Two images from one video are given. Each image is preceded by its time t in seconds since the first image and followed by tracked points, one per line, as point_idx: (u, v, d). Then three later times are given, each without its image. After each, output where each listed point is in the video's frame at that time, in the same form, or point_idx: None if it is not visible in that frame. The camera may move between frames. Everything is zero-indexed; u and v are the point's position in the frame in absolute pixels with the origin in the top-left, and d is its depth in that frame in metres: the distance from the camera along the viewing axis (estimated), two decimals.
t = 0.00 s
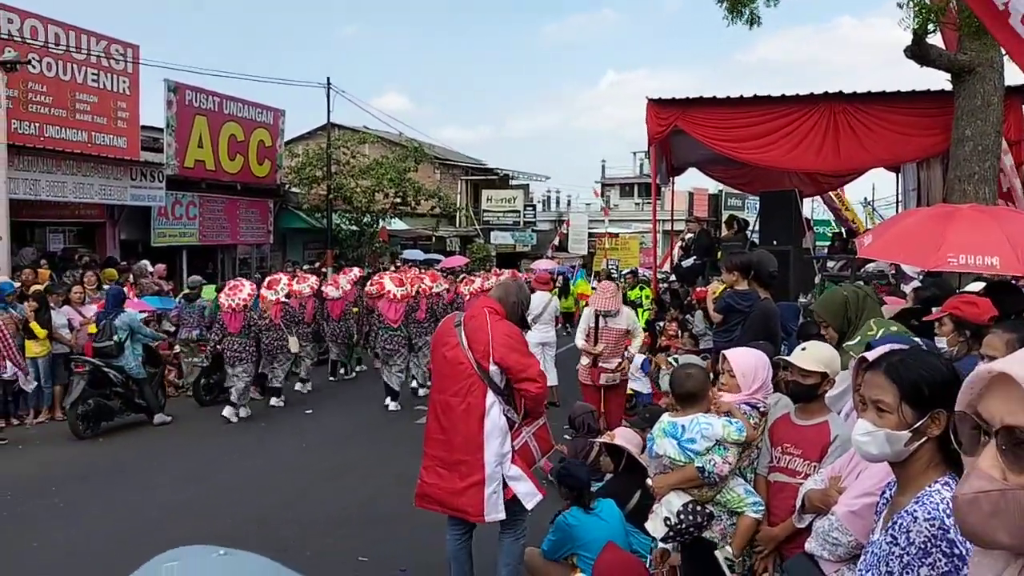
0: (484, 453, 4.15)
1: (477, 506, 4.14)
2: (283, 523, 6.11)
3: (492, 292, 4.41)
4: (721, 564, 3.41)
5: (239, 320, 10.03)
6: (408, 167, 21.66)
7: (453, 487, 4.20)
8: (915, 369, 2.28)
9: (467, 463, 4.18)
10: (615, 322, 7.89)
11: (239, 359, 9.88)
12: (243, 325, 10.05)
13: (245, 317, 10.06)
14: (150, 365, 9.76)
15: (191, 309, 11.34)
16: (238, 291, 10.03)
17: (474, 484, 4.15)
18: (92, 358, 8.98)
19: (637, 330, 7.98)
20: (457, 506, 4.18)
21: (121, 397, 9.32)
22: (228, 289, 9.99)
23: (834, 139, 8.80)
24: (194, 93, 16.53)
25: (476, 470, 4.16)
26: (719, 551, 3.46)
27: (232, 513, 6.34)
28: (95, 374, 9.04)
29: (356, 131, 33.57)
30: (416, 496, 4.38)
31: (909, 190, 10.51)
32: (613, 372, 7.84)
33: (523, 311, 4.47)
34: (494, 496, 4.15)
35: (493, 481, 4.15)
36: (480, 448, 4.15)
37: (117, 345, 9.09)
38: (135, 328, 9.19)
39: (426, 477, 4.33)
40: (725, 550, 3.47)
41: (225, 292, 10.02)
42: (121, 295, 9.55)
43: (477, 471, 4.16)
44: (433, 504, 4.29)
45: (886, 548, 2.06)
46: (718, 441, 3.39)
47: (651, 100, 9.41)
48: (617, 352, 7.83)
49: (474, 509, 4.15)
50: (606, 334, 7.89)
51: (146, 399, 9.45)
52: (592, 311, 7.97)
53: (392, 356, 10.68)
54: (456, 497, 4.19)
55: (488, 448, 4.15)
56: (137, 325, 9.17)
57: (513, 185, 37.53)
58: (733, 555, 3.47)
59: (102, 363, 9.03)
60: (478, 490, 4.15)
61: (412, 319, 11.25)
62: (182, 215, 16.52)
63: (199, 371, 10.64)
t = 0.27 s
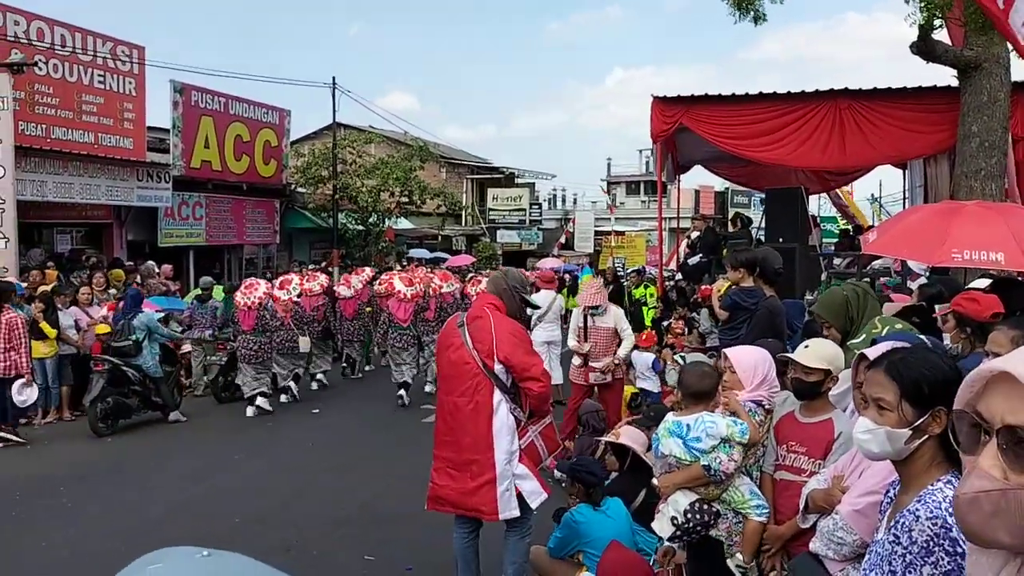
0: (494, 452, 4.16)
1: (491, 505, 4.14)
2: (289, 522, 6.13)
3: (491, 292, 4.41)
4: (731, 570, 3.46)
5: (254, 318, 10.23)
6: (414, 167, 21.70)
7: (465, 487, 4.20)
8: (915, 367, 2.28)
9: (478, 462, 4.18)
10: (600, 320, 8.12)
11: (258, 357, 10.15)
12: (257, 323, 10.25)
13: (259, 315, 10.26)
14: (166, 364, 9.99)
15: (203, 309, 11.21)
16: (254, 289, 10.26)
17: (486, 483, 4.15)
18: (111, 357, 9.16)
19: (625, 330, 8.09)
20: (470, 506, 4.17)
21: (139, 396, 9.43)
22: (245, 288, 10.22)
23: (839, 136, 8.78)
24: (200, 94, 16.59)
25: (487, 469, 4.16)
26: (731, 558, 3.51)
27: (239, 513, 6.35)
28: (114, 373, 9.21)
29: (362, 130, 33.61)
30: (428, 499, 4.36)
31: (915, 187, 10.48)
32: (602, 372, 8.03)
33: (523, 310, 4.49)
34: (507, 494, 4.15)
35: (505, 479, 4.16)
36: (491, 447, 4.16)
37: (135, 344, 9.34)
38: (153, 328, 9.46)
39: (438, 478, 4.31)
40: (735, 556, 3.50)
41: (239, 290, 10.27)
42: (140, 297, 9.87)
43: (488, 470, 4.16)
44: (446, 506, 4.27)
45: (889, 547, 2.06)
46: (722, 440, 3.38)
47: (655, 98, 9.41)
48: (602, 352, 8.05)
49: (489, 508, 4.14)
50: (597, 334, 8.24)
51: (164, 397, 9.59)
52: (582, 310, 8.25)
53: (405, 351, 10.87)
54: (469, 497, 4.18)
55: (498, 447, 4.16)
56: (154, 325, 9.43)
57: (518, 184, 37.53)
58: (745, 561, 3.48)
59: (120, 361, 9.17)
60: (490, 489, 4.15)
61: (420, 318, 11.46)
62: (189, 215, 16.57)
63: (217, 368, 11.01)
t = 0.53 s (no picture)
0: (499, 450, 4.17)
1: (498, 503, 4.15)
2: (297, 520, 6.15)
3: (493, 288, 4.38)
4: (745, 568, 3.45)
5: (273, 317, 10.37)
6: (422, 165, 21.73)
7: (474, 485, 4.21)
8: (916, 364, 2.28)
9: (485, 461, 4.19)
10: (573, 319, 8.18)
11: (276, 354, 10.30)
12: (276, 321, 10.39)
13: (278, 314, 10.39)
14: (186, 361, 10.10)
15: (219, 309, 11.31)
16: (271, 289, 10.44)
17: (493, 481, 4.17)
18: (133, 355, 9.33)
19: (597, 327, 8.08)
20: (478, 504, 4.19)
21: (160, 393, 9.62)
22: (263, 288, 10.39)
23: (847, 132, 8.75)
24: (207, 94, 16.64)
25: (494, 467, 4.18)
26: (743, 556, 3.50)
27: (248, 511, 6.38)
28: (136, 370, 9.39)
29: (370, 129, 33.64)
30: (442, 498, 4.39)
31: (924, 183, 10.44)
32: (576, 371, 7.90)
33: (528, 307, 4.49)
34: (513, 493, 4.16)
35: (510, 477, 4.17)
36: (496, 445, 4.17)
37: (155, 342, 9.52)
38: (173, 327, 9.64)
39: (449, 477, 4.34)
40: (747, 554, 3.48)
41: (259, 290, 10.44)
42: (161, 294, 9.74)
43: (495, 468, 4.17)
44: (457, 504, 4.29)
45: (893, 544, 2.06)
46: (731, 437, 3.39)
47: (661, 95, 9.40)
48: (577, 351, 8.12)
49: (496, 506, 4.16)
50: (570, 335, 8.30)
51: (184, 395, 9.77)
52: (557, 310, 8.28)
53: (417, 349, 10.88)
54: (477, 495, 4.20)
55: (504, 445, 4.17)
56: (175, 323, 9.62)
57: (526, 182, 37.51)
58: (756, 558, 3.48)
59: (141, 359, 9.36)
60: (497, 487, 4.16)
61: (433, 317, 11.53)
62: (197, 215, 16.63)
63: (235, 366, 11.09)
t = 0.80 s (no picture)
0: (515, 447, 4.19)
1: (510, 500, 4.17)
2: (314, 515, 6.20)
3: (515, 286, 4.41)
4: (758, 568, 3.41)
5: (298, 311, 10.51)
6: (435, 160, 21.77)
7: (488, 481, 4.24)
8: (930, 359, 2.28)
9: (500, 457, 4.21)
10: (565, 309, 8.50)
11: (304, 346, 10.41)
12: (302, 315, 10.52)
13: (303, 308, 10.53)
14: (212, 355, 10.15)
15: (239, 304, 11.49)
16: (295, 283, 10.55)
17: (506, 478, 4.19)
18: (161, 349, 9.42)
19: (586, 319, 8.35)
20: (491, 500, 4.22)
21: (188, 385, 9.73)
22: (286, 282, 10.47)
23: (863, 125, 8.70)
24: (222, 91, 16.74)
25: (509, 464, 4.20)
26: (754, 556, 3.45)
27: (265, 506, 6.44)
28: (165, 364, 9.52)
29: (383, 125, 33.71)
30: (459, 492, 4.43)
31: (940, 175, 10.38)
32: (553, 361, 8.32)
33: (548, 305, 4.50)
34: (526, 491, 4.18)
35: (523, 475, 4.18)
36: (512, 442, 4.19)
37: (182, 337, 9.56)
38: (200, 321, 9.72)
39: (465, 471, 4.38)
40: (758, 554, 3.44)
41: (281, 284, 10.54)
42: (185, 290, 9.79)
43: (509, 465, 4.19)
44: (473, 499, 4.33)
45: (906, 538, 2.06)
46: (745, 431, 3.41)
47: (675, 89, 9.38)
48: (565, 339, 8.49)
49: (508, 504, 4.18)
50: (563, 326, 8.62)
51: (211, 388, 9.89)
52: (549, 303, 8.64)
53: (436, 342, 10.93)
54: (491, 491, 4.23)
55: (519, 442, 4.18)
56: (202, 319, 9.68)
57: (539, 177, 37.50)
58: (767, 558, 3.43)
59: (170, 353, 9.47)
60: (510, 484, 4.18)
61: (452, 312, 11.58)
62: (213, 212, 16.74)
63: (259, 360, 11.03)
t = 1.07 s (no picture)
0: (548, 441, 4.20)
1: (544, 493, 4.17)
2: (335, 505, 6.24)
3: (545, 279, 4.40)
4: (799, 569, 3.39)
5: (323, 302, 10.60)
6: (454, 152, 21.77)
7: (520, 474, 4.25)
8: (954, 353, 2.25)
9: (533, 451, 4.22)
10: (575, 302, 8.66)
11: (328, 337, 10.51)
12: (327, 306, 10.59)
13: (328, 300, 10.62)
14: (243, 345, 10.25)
15: (261, 294, 11.49)
16: (321, 275, 10.55)
17: (539, 472, 4.20)
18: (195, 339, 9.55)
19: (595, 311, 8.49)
20: (524, 494, 4.23)
21: (221, 373, 9.78)
22: (311, 274, 10.54)
23: (886, 117, 8.60)
24: (243, 84, 16.81)
25: (542, 458, 4.21)
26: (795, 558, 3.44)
27: (287, 496, 6.49)
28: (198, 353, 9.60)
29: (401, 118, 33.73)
30: (489, 483, 4.45)
31: (964, 167, 10.27)
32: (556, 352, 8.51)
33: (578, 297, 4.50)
34: (560, 484, 4.20)
35: (557, 469, 4.20)
36: (545, 436, 4.20)
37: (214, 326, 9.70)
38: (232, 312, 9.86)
39: (496, 464, 4.39)
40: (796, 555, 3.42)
41: (307, 276, 10.57)
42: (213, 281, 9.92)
43: (543, 458, 4.20)
44: (505, 491, 4.34)
45: (930, 532, 2.05)
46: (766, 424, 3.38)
47: (696, 80, 9.34)
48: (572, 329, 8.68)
49: (541, 497, 4.18)
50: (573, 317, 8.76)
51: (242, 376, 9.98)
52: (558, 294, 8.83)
53: (459, 332, 10.95)
54: (523, 484, 4.24)
55: (552, 436, 4.20)
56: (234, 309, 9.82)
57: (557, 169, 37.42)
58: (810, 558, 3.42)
59: (202, 342, 9.57)
60: (544, 477, 4.19)
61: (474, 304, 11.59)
62: (234, 205, 16.85)
63: (289, 350, 11.01)
